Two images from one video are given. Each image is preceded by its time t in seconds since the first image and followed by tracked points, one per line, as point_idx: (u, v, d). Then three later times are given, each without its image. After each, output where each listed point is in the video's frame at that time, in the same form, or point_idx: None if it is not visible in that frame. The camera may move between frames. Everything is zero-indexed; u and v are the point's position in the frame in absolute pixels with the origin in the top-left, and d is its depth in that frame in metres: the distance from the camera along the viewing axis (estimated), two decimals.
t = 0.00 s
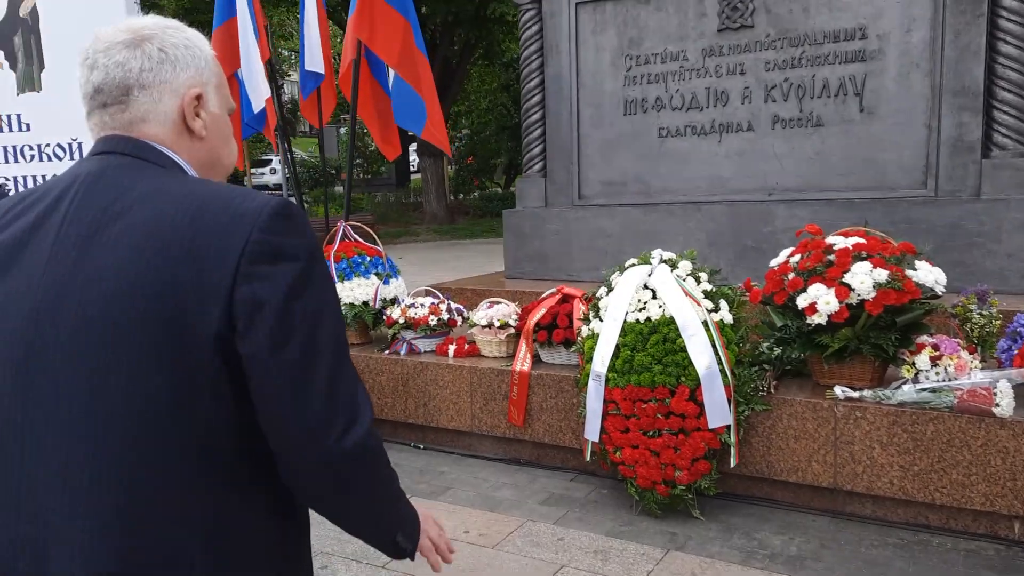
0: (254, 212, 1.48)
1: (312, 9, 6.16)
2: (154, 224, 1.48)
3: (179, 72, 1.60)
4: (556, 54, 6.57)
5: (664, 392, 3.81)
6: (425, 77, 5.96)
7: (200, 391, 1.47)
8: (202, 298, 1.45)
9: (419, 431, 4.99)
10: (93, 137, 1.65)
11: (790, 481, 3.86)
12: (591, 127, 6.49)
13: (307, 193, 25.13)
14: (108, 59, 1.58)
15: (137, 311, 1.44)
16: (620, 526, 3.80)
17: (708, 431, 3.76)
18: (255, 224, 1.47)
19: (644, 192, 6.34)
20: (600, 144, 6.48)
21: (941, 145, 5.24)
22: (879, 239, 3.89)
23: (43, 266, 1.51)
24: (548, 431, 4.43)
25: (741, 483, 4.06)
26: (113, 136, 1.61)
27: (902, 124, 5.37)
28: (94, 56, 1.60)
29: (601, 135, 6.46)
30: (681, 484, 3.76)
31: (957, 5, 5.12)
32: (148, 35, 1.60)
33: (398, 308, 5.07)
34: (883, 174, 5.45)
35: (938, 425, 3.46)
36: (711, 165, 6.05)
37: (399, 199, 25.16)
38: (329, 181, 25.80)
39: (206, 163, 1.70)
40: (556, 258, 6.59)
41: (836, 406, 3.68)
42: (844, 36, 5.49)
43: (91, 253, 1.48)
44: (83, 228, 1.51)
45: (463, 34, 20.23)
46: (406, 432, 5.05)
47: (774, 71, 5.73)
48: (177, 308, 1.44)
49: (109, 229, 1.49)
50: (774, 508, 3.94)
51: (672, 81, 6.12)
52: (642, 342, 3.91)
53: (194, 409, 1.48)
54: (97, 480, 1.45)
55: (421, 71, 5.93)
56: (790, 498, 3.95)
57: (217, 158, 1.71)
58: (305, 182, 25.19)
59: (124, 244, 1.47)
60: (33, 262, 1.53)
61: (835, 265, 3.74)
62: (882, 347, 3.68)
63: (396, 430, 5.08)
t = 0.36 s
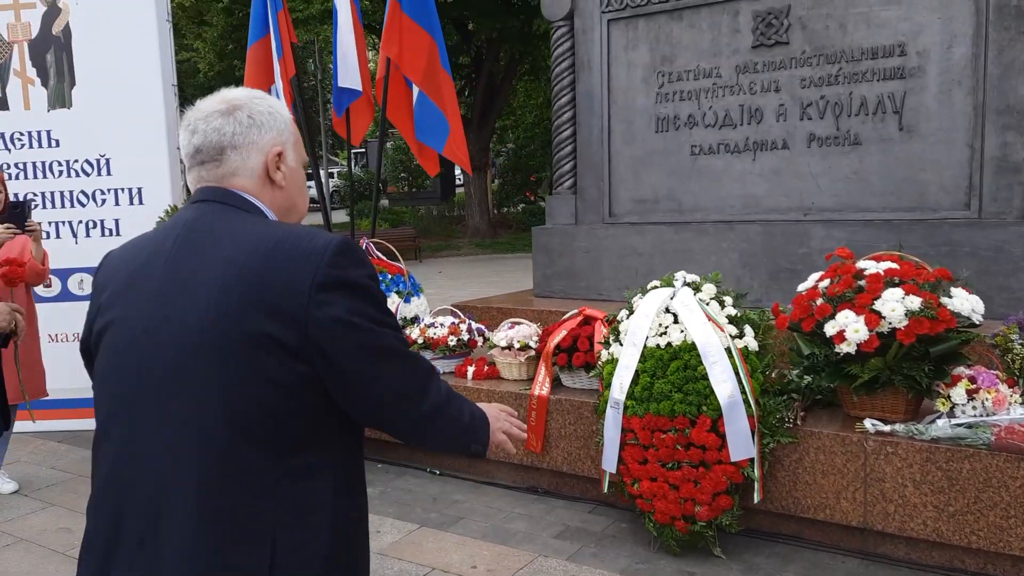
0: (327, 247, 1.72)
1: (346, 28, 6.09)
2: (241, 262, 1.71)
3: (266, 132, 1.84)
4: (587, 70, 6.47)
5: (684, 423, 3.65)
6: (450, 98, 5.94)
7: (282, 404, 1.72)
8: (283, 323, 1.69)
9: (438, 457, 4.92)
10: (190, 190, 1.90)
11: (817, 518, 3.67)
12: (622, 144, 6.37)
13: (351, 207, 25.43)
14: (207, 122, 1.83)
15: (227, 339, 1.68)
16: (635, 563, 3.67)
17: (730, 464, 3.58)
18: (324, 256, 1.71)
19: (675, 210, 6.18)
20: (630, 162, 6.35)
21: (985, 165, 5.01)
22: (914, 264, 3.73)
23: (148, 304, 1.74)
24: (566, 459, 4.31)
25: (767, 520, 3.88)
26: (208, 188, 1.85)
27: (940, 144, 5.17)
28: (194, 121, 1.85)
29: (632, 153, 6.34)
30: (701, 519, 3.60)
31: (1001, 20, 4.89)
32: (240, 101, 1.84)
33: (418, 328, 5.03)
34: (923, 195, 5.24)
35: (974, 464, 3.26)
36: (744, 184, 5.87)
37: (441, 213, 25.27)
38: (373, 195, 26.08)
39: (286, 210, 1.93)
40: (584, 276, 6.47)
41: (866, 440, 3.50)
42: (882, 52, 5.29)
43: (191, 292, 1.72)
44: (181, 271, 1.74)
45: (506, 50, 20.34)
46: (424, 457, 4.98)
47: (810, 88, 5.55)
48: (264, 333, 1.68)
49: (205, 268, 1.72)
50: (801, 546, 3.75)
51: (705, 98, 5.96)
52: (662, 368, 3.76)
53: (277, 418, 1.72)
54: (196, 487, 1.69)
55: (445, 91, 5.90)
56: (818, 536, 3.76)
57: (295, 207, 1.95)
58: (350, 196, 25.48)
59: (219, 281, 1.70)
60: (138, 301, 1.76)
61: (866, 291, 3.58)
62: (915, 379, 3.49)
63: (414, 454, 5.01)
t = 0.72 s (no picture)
0: (386, 194, 1.97)
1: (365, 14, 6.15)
2: (321, 207, 2.02)
3: (346, 102, 2.16)
4: (610, 60, 6.39)
5: (685, 423, 3.59)
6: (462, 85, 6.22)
7: (353, 326, 1.99)
8: (352, 258, 1.96)
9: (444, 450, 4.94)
10: (287, 152, 2.24)
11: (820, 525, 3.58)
12: (644, 136, 6.27)
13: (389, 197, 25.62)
14: (301, 93, 2.17)
15: (309, 271, 1.99)
16: (632, 563, 3.62)
17: (730, 467, 3.51)
18: (381, 204, 1.96)
19: (697, 205, 6.07)
20: (652, 155, 6.25)
21: (1018, 165, 4.81)
22: (929, 266, 3.60)
23: (256, 243, 2.11)
24: (570, 456, 4.27)
25: (769, 525, 3.81)
26: (300, 149, 2.18)
27: (972, 142, 4.98)
28: (289, 94, 2.19)
29: (654, 145, 6.24)
30: (699, 522, 3.54)
31: None
32: (327, 75, 2.17)
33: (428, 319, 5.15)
34: (953, 195, 5.06)
35: (982, 474, 3.17)
36: (768, 180, 5.73)
37: (478, 205, 25.30)
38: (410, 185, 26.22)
39: (363, 168, 2.25)
40: (603, 272, 6.40)
41: (871, 447, 3.40)
42: (915, 44, 5.10)
43: (285, 231, 2.06)
44: (280, 220, 2.08)
45: (546, 39, 20.23)
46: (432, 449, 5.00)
47: (838, 80, 5.38)
48: (337, 266, 1.97)
49: (295, 212, 2.06)
50: (802, 553, 3.68)
51: (730, 90, 5.83)
52: (665, 367, 3.69)
53: (350, 340, 2.00)
54: (290, 393, 2.03)
55: (459, 77, 6.13)
56: (821, 542, 3.68)
57: (373, 167, 2.27)
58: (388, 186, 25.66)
59: (304, 222, 2.02)
60: (248, 239, 2.14)
61: (877, 293, 3.46)
62: (925, 386, 3.38)
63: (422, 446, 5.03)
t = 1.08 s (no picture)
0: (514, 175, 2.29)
1: None
2: (457, 182, 2.34)
3: (474, 96, 2.46)
4: (630, 44, 6.34)
5: (682, 409, 3.58)
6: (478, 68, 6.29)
7: (484, 284, 2.33)
8: (481, 226, 2.29)
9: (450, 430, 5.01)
10: (420, 138, 2.55)
11: (818, 517, 3.54)
12: (662, 122, 6.22)
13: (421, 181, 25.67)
14: (436, 87, 2.46)
15: (443, 232, 2.32)
16: (625, 547, 3.63)
17: (726, 455, 3.50)
18: (508, 187, 2.28)
19: (714, 192, 6.01)
20: (670, 141, 6.20)
21: None
22: (937, 258, 3.54)
23: (396, 211, 2.43)
24: (571, 440, 4.28)
25: (769, 516, 3.78)
26: (433, 135, 2.49)
27: (997, 133, 4.85)
28: (426, 87, 2.49)
29: (672, 132, 6.19)
30: (694, 509, 3.52)
31: None
32: (459, 72, 2.46)
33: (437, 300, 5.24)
34: (975, 187, 4.94)
35: (982, 471, 3.09)
36: (786, 169, 5.66)
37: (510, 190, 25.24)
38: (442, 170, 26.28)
39: (482, 153, 2.55)
40: (619, 258, 6.38)
41: (871, 440, 3.35)
42: (939, 32, 4.99)
43: (425, 203, 2.38)
44: (417, 190, 2.41)
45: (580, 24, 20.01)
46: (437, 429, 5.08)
47: (860, 69, 5.28)
48: (472, 235, 2.30)
49: (433, 188, 2.37)
50: (801, 544, 3.64)
51: (749, 76, 5.75)
52: (663, 354, 3.69)
53: (480, 297, 2.34)
54: (424, 337, 2.37)
55: (476, 61, 6.25)
56: (820, 535, 3.64)
57: (490, 153, 2.58)
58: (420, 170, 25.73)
59: (443, 196, 2.34)
60: (390, 206, 2.45)
61: (881, 285, 3.42)
62: (928, 380, 3.32)
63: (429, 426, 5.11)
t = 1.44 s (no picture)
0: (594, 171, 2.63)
1: None
2: (548, 176, 2.67)
3: (554, 106, 2.79)
4: (643, 38, 6.35)
5: (679, 400, 3.62)
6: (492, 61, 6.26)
7: (573, 264, 2.68)
8: (569, 212, 2.63)
9: (455, 417, 5.08)
10: (509, 144, 2.88)
11: (813, 508, 3.57)
12: (674, 116, 6.23)
13: (440, 175, 25.68)
14: (522, 98, 2.79)
15: (537, 217, 2.66)
16: (621, 534, 3.69)
17: (723, 445, 3.54)
18: (593, 178, 2.62)
19: (723, 187, 6.01)
20: (681, 135, 6.21)
21: None
22: (938, 253, 3.53)
23: (494, 204, 2.77)
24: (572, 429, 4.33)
25: (765, 507, 3.81)
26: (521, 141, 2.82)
27: (1007, 129, 4.82)
28: (512, 99, 2.82)
29: (683, 126, 6.19)
30: (689, 498, 3.56)
31: None
32: (542, 85, 2.80)
33: (444, 290, 5.28)
34: (984, 183, 4.91)
35: (975, 466, 3.10)
36: (796, 163, 5.64)
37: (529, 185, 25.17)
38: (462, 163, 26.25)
39: (559, 154, 2.91)
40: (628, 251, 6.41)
41: (866, 432, 3.37)
42: (951, 27, 4.96)
43: (520, 196, 2.71)
44: (511, 184, 2.75)
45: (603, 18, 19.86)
46: (443, 416, 5.16)
47: (871, 64, 5.25)
48: (563, 223, 2.64)
49: (527, 182, 2.70)
50: (795, 535, 3.67)
51: (761, 71, 5.74)
52: (662, 345, 3.70)
53: (570, 275, 2.69)
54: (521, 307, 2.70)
55: (489, 52, 6.22)
56: (815, 527, 3.66)
57: (567, 155, 2.92)
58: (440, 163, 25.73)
59: (536, 190, 2.67)
60: (489, 200, 2.79)
61: (879, 279, 3.42)
62: (924, 373, 3.34)
63: (435, 413, 5.20)
